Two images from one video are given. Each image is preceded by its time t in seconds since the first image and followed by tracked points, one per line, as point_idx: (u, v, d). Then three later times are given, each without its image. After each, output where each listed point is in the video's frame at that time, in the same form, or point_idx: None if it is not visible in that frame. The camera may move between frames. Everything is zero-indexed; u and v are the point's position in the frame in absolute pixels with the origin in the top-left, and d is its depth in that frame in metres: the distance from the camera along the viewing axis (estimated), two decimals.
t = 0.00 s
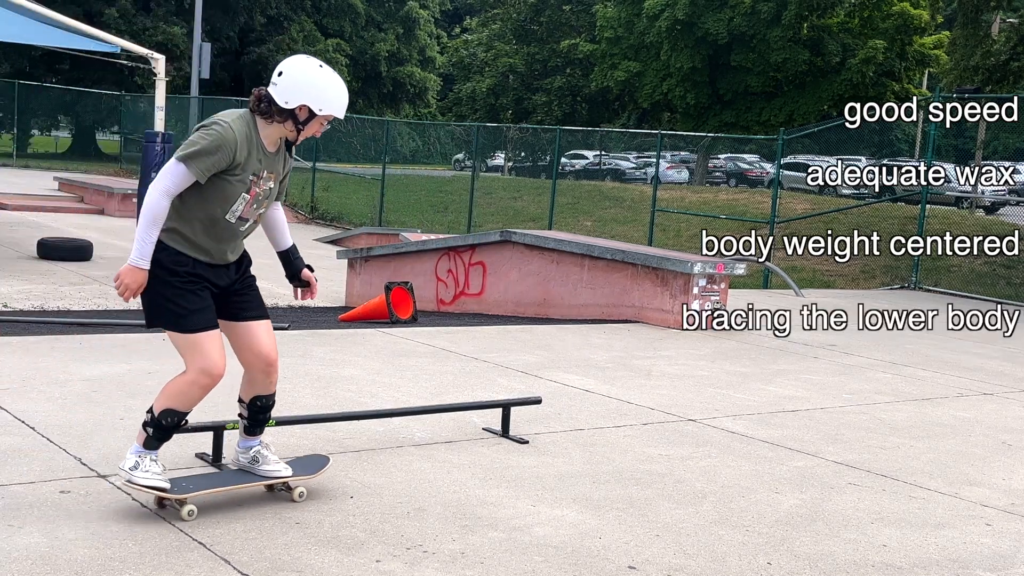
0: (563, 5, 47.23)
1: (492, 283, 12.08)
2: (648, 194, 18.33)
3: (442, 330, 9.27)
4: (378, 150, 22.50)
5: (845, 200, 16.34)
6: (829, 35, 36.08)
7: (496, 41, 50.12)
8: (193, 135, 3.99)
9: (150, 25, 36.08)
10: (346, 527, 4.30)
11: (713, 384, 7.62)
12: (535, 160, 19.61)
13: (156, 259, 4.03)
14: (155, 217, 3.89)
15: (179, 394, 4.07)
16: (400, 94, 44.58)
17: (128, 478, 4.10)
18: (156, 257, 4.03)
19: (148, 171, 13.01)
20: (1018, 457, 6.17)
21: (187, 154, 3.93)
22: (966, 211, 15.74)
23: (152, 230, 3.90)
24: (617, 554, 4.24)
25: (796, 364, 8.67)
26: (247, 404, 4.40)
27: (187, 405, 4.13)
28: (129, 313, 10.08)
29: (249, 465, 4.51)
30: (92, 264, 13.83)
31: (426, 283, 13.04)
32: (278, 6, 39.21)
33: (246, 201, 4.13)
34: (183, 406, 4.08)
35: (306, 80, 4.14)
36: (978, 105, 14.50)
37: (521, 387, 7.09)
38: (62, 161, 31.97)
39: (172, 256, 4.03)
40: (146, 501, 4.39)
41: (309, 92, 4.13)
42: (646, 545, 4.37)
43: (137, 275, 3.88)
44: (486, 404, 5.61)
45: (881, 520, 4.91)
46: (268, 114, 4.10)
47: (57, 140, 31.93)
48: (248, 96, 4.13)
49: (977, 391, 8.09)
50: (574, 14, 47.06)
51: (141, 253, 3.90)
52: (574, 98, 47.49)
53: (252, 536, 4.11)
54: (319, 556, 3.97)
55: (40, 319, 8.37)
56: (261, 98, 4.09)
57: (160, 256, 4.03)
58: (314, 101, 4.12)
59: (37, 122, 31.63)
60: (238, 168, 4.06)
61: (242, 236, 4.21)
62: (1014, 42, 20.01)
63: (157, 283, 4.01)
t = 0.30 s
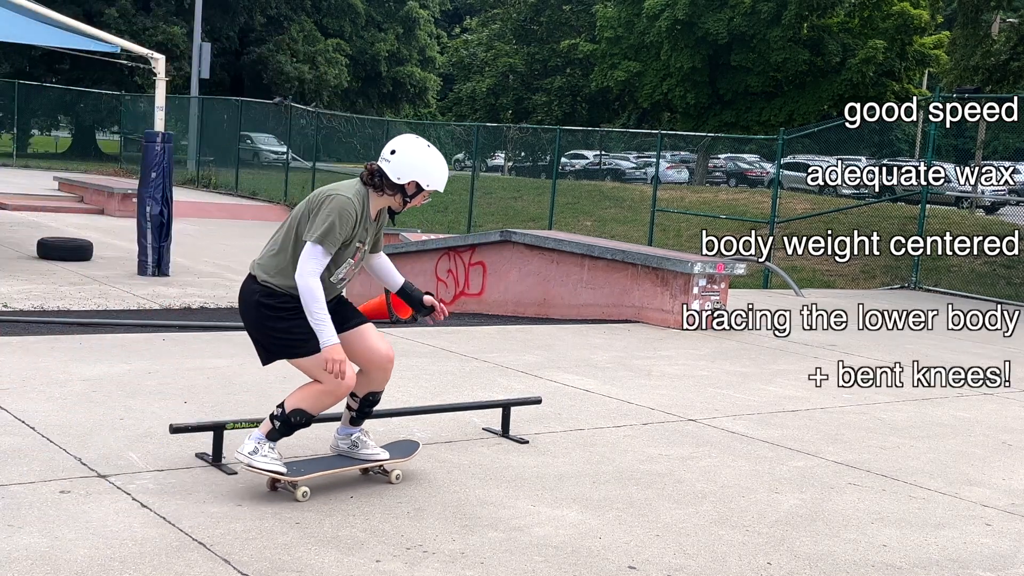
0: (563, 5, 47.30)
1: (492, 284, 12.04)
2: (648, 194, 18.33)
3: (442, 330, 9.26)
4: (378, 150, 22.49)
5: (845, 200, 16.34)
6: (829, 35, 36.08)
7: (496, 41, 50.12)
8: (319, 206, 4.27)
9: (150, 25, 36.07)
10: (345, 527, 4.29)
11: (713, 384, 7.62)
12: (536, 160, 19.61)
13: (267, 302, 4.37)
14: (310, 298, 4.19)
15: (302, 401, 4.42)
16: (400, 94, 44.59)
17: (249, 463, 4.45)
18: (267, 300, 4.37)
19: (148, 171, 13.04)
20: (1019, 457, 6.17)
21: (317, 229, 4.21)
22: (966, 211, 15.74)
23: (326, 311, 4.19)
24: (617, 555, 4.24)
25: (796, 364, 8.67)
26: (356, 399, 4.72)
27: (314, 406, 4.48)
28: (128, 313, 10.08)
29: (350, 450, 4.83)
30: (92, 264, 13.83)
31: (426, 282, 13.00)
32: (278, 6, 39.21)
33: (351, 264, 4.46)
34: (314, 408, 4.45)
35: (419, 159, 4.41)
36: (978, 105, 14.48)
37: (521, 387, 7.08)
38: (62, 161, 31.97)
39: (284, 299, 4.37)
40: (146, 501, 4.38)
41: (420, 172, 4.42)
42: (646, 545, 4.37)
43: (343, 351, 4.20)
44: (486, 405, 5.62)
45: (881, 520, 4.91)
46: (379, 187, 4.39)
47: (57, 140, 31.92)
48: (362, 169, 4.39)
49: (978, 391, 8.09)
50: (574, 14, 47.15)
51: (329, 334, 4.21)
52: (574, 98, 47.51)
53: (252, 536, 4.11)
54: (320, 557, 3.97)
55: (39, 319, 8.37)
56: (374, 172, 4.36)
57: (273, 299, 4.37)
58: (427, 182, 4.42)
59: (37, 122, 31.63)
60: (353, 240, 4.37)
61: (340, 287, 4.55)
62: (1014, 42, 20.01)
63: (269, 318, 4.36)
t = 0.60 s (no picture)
0: (564, 5, 47.37)
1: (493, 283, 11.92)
2: (648, 194, 18.32)
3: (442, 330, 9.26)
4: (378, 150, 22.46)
5: (845, 199, 16.38)
6: (829, 35, 36.08)
7: (496, 41, 50.12)
8: (419, 120, 4.84)
9: (150, 25, 36.08)
10: (345, 527, 4.29)
11: (713, 384, 7.62)
12: (536, 160, 19.61)
13: (369, 234, 4.89)
14: (479, 163, 4.52)
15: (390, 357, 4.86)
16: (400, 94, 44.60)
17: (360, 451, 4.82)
18: (368, 231, 4.89)
19: (148, 171, 13.04)
20: (1019, 457, 6.17)
21: (439, 128, 4.72)
22: (966, 211, 15.75)
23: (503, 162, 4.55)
24: (617, 555, 4.23)
25: (796, 364, 8.67)
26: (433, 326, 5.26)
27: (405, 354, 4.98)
28: (128, 313, 10.07)
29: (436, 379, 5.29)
30: (92, 264, 13.82)
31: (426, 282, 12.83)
32: (278, 6, 39.20)
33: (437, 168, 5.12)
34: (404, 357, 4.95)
35: (487, 78, 4.96)
36: (978, 105, 14.37)
37: (522, 386, 7.08)
38: (62, 161, 31.96)
39: (387, 230, 4.91)
40: (146, 501, 4.38)
41: (494, 91, 4.97)
42: (646, 546, 4.37)
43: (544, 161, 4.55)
44: (486, 404, 5.62)
45: (881, 520, 4.91)
46: (459, 103, 4.99)
47: (57, 140, 31.92)
48: (434, 91, 5.02)
49: (978, 391, 8.09)
50: (574, 14, 47.32)
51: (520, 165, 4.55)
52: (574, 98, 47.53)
53: (252, 536, 4.11)
54: (320, 557, 3.97)
55: (40, 319, 8.36)
56: (447, 92, 4.99)
57: (374, 231, 4.89)
58: (498, 103, 4.99)
59: (37, 122, 31.62)
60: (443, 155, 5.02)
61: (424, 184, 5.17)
62: (1014, 42, 20.03)
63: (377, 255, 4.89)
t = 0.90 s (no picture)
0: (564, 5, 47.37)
1: (493, 283, 11.97)
2: (648, 194, 18.28)
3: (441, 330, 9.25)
4: (378, 150, 22.43)
5: (845, 200, 16.37)
6: (829, 35, 36.08)
7: (496, 41, 50.08)
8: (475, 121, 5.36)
9: (150, 25, 36.09)
10: (344, 527, 4.29)
11: (713, 384, 7.62)
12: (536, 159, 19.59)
13: (441, 229, 5.32)
14: (490, 121, 5.13)
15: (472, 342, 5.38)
16: (400, 94, 44.60)
17: (466, 425, 5.35)
18: (439, 226, 5.33)
19: (148, 171, 13.03)
20: (1019, 457, 6.17)
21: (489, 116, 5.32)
22: (965, 211, 15.75)
23: (505, 125, 5.14)
24: (617, 555, 4.23)
25: (796, 364, 8.67)
26: (423, 338, 5.65)
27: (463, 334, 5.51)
28: (128, 313, 10.07)
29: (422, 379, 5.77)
30: (91, 264, 13.82)
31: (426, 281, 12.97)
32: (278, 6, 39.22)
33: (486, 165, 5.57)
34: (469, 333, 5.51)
35: (542, 101, 5.46)
36: (978, 105, 14.38)
37: (521, 386, 7.09)
38: (61, 161, 31.95)
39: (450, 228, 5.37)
40: (146, 501, 4.38)
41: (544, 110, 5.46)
42: (646, 545, 4.37)
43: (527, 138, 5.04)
44: (486, 405, 5.63)
45: (881, 520, 4.91)
46: (516, 117, 5.45)
47: (57, 140, 31.92)
48: (492, 106, 5.51)
49: (977, 391, 8.09)
50: (574, 14, 47.39)
51: (515, 134, 5.11)
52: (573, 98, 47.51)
53: (252, 536, 4.10)
54: (320, 557, 3.96)
55: (40, 319, 8.36)
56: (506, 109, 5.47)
57: (444, 228, 5.33)
58: (549, 118, 5.44)
59: (37, 122, 31.61)
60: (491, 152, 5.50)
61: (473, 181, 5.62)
62: (1014, 42, 20.01)
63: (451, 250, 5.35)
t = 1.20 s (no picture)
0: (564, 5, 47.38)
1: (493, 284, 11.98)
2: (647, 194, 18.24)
3: (442, 330, 9.25)
4: (378, 150, 22.41)
5: (845, 200, 16.37)
6: (829, 35, 36.09)
7: (496, 41, 50.05)
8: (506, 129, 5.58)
9: (150, 25, 36.10)
10: (344, 527, 4.29)
11: (713, 384, 7.62)
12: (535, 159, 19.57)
13: (465, 219, 5.51)
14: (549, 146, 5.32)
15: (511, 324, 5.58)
16: (400, 94, 44.60)
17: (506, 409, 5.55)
18: (464, 215, 5.51)
19: (148, 171, 13.03)
20: (1019, 456, 6.17)
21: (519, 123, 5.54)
22: (965, 211, 15.75)
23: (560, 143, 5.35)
24: (617, 555, 4.24)
25: (796, 364, 8.67)
26: (462, 336, 5.84)
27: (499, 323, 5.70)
28: (129, 313, 10.08)
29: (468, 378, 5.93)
30: (92, 264, 13.82)
31: (427, 282, 13.05)
32: (278, 6, 39.22)
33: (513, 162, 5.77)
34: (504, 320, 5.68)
35: (560, 96, 5.69)
36: (978, 105, 14.35)
37: (521, 386, 7.09)
38: (61, 161, 31.95)
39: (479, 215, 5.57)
40: (146, 501, 4.38)
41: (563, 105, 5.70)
42: (646, 545, 4.37)
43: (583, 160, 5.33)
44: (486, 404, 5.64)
45: (881, 520, 4.90)
46: (538, 115, 5.69)
47: (57, 140, 31.93)
48: (514, 106, 5.74)
49: (977, 391, 8.09)
50: (574, 14, 47.39)
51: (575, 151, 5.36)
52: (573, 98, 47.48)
53: (252, 536, 4.10)
54: (320, 557, 3.96)
55: (41, 319, 8.36)
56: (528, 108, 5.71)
57: (470, 216, 5.51)
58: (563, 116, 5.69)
59: (37, 122, 31.60)
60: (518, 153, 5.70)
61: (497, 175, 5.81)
62: (1014, 42, 19.99)
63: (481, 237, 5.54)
